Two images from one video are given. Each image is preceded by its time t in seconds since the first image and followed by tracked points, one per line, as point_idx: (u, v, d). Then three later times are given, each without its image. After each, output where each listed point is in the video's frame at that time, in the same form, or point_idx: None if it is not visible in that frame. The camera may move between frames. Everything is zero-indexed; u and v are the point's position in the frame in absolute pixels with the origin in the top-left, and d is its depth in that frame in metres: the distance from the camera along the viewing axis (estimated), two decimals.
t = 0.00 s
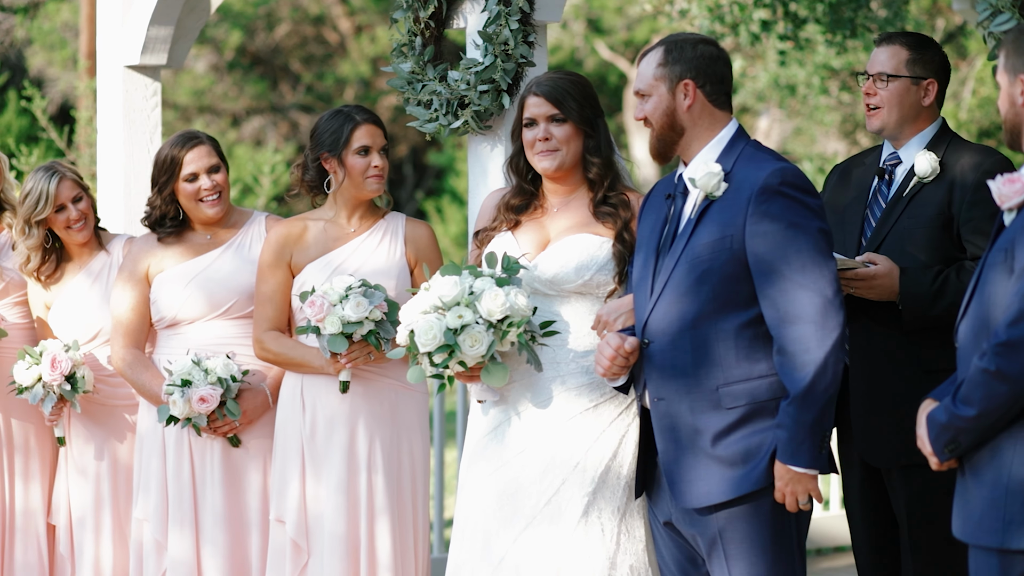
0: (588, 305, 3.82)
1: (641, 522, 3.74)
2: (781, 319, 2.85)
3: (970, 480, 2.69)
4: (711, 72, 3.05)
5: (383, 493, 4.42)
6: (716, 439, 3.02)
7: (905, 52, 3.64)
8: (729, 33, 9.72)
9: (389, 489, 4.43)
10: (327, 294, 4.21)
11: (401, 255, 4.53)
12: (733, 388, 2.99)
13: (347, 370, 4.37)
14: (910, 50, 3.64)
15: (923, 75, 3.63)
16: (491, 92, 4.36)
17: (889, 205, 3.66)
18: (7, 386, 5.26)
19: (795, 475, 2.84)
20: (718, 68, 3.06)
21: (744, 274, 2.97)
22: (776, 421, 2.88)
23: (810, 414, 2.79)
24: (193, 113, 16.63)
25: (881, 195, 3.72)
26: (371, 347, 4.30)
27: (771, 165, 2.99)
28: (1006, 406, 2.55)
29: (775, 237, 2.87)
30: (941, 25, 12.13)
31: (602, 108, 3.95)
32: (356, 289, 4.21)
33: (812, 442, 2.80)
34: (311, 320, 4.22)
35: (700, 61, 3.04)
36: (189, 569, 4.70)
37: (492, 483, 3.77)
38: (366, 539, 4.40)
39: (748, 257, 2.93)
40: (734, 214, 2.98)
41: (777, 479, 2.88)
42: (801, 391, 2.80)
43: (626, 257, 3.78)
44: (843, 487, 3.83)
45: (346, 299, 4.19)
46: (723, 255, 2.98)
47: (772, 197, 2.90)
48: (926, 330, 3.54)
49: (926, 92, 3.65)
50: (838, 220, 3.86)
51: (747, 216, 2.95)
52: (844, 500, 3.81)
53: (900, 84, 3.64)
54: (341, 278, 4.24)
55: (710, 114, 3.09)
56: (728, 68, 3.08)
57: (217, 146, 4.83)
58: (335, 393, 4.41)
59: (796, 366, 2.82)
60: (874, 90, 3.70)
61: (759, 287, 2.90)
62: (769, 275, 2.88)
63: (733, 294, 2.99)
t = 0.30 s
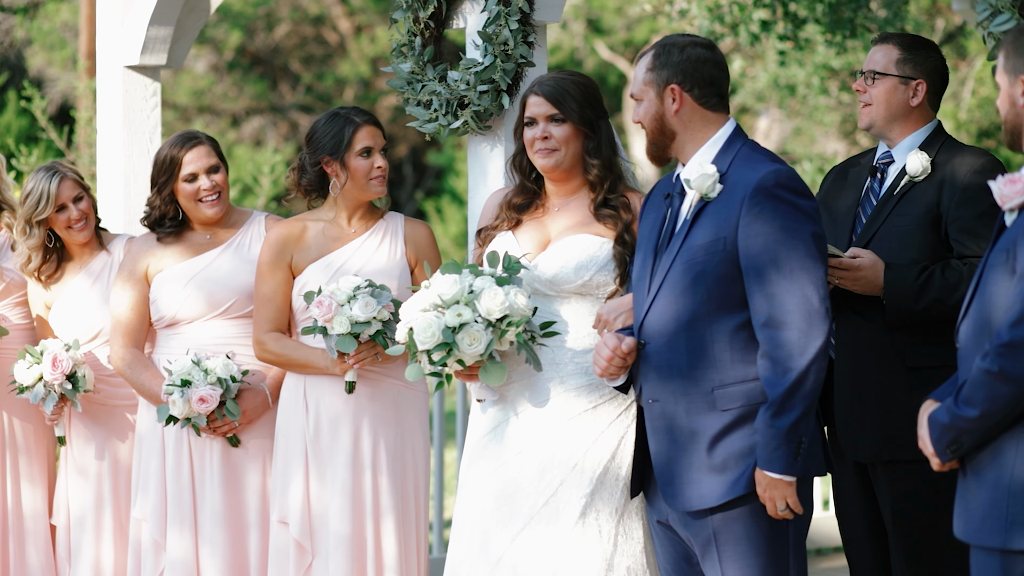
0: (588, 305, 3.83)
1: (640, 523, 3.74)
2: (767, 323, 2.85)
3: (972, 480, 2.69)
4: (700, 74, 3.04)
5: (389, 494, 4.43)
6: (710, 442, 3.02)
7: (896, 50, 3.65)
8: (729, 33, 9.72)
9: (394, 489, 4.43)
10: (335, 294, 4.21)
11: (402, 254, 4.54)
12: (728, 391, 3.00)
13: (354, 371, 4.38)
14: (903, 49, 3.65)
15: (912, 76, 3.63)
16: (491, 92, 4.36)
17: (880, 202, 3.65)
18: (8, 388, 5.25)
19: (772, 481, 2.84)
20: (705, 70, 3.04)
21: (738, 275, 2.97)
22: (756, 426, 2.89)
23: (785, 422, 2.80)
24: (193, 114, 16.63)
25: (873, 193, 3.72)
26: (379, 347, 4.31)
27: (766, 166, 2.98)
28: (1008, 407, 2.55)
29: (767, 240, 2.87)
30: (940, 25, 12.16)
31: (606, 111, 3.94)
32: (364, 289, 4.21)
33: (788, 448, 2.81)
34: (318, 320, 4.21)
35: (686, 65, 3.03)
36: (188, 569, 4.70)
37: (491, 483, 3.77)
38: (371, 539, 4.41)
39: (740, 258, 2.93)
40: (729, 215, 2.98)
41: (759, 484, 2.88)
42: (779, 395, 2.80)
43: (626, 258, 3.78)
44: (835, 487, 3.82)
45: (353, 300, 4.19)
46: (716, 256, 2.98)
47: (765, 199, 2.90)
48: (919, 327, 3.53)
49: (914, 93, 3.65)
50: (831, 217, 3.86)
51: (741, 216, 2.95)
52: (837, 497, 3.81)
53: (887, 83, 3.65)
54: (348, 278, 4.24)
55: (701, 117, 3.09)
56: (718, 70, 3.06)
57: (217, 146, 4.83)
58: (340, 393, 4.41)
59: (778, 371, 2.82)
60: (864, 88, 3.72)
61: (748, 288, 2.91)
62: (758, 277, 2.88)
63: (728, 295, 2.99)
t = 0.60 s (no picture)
0: (588, 305, 3.82)
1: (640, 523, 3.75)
2: (761, 323, 2.85)
3: (973, 480, 2.69)
4: (705, 72, 3.05)
5: (390, 494, 4.43)
6: (706, 441, 3.02)
7: (880, 56, 3.66)
8: (729, 33, 9.73)
9: (395, 490, 4.44)
10: (339, 293, 4.21)
11: (402, 253, 4.55)
12: (725, 391, 3.00)
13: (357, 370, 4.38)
14: (886, 54, 3.65)
15: (898, 79, 3.63)
16: (491, 92, 4.36)
17: (870, 205, 3.66)
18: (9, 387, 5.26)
19: (765, 482, 2.84)
20: (711, 67, 3.05)
21: (735, 275, 2.97)
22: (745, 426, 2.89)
23: (776, 421, 2.80)
24: (193, 113, 16.63)
25: (864, 196, 3.72)
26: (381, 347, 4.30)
27: (764, 167, 2.99)
28: (1010, 406, 2.55)
29: (764, 240, 2.88)
30: (941, 25, 12.16)
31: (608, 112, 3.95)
32: (369, 289, 4.20)
33: (776, 448, 2.81)
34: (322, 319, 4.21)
35: (692, 62, 3.04)
36: (187, 568, 4.70)
37: (492, 483, 3.78)
38: (372, 540, 4.41)
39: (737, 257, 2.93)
40: (726, 215, 2.98)
41: (753, 485, 2.88)
42: (769, 394, 2.80)
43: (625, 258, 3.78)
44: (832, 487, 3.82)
45: (358, 299, 4.19)
46: (713, 256, 2.98)
47: (762, 200, 2.90)
48: (914, 324, 3.53)
49: (900, 95, 3.65)
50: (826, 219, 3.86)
51: (739, 216, 2.95)
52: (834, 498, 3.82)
53: (873, 88, 3.67)
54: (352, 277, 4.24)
55: (705, 115, 3.09)
56: (722, 68, 3.08)
57: (217, 146, 4.84)
58: (341, 393, 4.41)
59: (769, 370, 2.82)
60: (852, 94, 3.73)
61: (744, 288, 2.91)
62: (753, 277, 2.88)
63: (724, 295, 2.99)
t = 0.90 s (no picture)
0: (585, 305, 3.81)
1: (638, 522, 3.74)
2: (761, 323, 2.85)
3: (975, 481, 2.69)
4: (694, 73, 3.05)
5: (385, 493, 4.41)
6: (710, 441, 3.02)
7: (882, 54, 3.65)
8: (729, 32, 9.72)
9: (391, 489, 4.42)
10: (332, 291, 4.22)
11: (402, 252, 4.54)
12: (728, 391, 2.99)
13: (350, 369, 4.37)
14: (888, 52, 3.64)
15: (900, 76, 3.63)
16: (491, 92, 4.36)
17: (872, 204, 3.66)
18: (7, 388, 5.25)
19: (764, 481, 2.84)
20: (699, 67, 3.05)
21: (736, 275, 2.97)
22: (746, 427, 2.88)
23: (778, 421, 2.80)
24: (192, 112, 16.61)
25: (866, 195, 3.72)
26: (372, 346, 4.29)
27: (762, 166, 2.98)
28: (1013, 407, 2.55)
29: (763, 240, 2.87)
30: (942, 24, 12.15)
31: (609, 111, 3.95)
32: (361, 286, 4.20)
33: (779, 448, 2.80)
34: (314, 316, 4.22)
35: (679, 64, 3.03)
36: (186, 568, 4.70)
37: (490, 482, 3.77)
38: (368, 540, 4.40)
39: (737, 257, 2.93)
40: (725, 215, 2.98)
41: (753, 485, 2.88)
42: (770, 394, 2.80)
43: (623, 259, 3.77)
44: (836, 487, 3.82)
45: (350, 296, 4.19)
46: (714, 256, 2.98)
47: (761, 199, 2.90)
48: (912, 319, 3.53)
49: (903, 93, 3.65)
50: (827, 220, 3.86)
51: (738, 215, 2.94)
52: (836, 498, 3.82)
53: (875, 86, 3.66)
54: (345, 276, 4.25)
55: (697, 115, 3.09)
56: (709, 67, 3.07)
57: (216, 144, 4.83)
58: (337, 391, 4.41)
59: (769, 370, 2.82)
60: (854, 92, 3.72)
61: (745, 287, 2.91)
62: (754, 277, 2.88)
63: (724, 295, 2.99)
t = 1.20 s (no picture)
0: (576, 301, 3.83)
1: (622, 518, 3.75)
2: (759, 320, 2.85)
3: (972, 479, 2.69)
4: (667, 77, 3.05)
5: (374, 491, 4.42)
6: (711, 439, 3.02)
7: (879, 53, 3.65)
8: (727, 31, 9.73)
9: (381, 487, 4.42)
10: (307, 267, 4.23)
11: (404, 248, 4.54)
12: (727, 389, 3.00)
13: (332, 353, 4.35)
14: (886, 50, 3.64)
15: (898, 74, 3.63)
16: (488, 90, 4.36)
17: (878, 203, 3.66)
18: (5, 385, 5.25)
19: (771, 477, 2.84)
20: (669, 70, 3.05)
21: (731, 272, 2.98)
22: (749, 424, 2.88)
23: (782, 417, 2.80)
24: (190, 111, 16.61)
25: (870, 194, 3.72)
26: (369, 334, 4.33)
27: (750, 163, 2.99)
28: (1010, 405, 2.55)
29: (757, 236, 2.88)
30: (939, 24, 12.16)
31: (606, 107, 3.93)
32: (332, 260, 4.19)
33: (784, 443, 2.81)
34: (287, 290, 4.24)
35: (650, 69, 3.04)
36: (184, 566, 4.70)
37: (478, 475, 3.80)
38: (359, 537, 4.40)
39: (731, 254, 2.93)
40: (716, 212, 2.98)
41: (758, 481, 2.88)
42: (772, 390, 2.81)
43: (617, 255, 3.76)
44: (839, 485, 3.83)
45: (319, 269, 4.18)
46: (710, 254, 2.98)
47: (752, 196, 2.90)
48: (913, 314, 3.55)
49: (901, 90, 3.65)
50: (828, 222, 3.85)
51: (730, 212, 2.95)
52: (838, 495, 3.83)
53: (873, 84, 3.66)
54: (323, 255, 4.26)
55: (675, 117, 3.09)
56: (682, 68, 3.07)
57: (213, 143, 4.82)
58: (333, 389, 4.41)
59: (770, 367, 2.82)
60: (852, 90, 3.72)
61: (741, 284, 2.91)
62: (751, 274, 2.88)
63: (719, 292, 2.99)
